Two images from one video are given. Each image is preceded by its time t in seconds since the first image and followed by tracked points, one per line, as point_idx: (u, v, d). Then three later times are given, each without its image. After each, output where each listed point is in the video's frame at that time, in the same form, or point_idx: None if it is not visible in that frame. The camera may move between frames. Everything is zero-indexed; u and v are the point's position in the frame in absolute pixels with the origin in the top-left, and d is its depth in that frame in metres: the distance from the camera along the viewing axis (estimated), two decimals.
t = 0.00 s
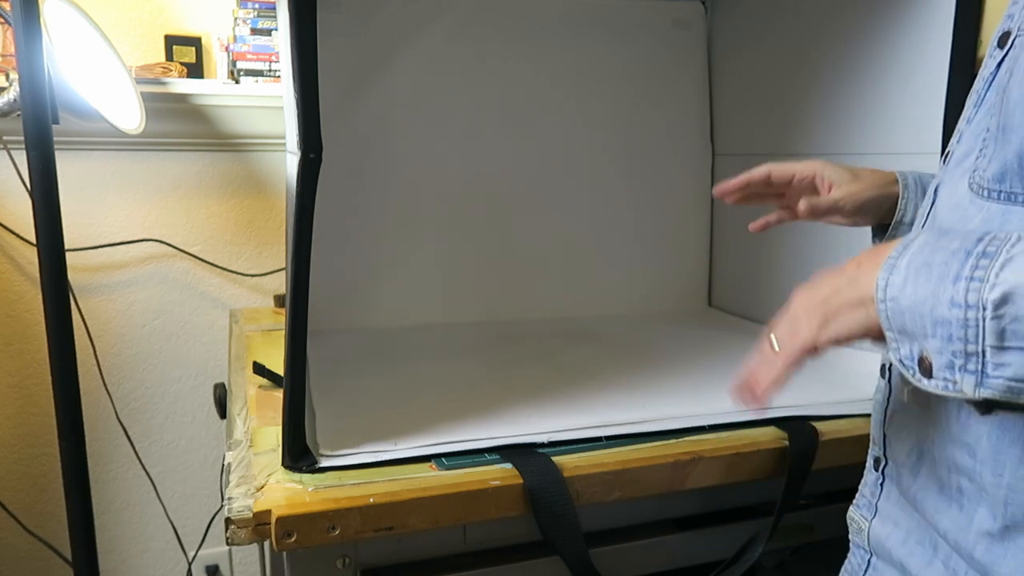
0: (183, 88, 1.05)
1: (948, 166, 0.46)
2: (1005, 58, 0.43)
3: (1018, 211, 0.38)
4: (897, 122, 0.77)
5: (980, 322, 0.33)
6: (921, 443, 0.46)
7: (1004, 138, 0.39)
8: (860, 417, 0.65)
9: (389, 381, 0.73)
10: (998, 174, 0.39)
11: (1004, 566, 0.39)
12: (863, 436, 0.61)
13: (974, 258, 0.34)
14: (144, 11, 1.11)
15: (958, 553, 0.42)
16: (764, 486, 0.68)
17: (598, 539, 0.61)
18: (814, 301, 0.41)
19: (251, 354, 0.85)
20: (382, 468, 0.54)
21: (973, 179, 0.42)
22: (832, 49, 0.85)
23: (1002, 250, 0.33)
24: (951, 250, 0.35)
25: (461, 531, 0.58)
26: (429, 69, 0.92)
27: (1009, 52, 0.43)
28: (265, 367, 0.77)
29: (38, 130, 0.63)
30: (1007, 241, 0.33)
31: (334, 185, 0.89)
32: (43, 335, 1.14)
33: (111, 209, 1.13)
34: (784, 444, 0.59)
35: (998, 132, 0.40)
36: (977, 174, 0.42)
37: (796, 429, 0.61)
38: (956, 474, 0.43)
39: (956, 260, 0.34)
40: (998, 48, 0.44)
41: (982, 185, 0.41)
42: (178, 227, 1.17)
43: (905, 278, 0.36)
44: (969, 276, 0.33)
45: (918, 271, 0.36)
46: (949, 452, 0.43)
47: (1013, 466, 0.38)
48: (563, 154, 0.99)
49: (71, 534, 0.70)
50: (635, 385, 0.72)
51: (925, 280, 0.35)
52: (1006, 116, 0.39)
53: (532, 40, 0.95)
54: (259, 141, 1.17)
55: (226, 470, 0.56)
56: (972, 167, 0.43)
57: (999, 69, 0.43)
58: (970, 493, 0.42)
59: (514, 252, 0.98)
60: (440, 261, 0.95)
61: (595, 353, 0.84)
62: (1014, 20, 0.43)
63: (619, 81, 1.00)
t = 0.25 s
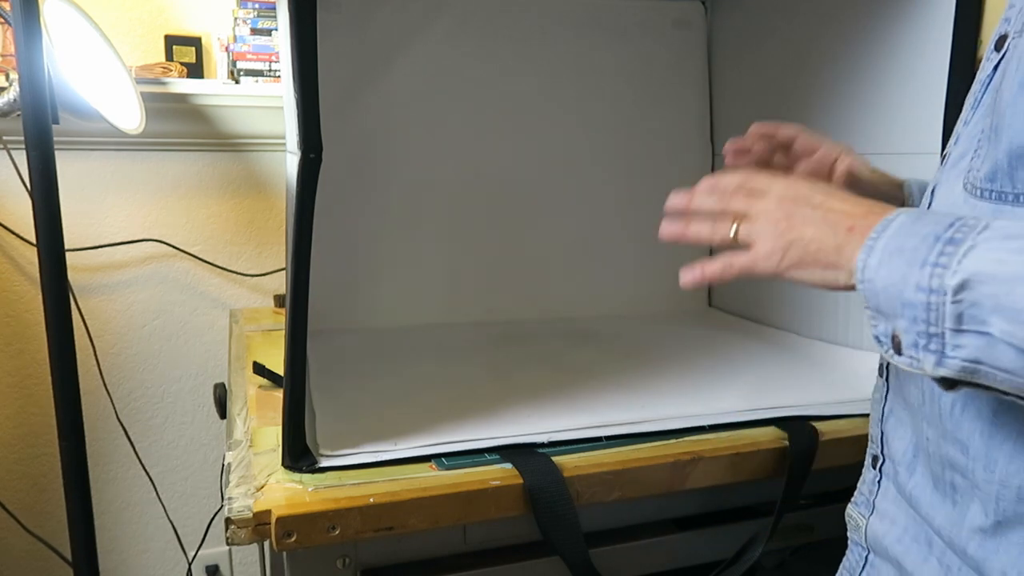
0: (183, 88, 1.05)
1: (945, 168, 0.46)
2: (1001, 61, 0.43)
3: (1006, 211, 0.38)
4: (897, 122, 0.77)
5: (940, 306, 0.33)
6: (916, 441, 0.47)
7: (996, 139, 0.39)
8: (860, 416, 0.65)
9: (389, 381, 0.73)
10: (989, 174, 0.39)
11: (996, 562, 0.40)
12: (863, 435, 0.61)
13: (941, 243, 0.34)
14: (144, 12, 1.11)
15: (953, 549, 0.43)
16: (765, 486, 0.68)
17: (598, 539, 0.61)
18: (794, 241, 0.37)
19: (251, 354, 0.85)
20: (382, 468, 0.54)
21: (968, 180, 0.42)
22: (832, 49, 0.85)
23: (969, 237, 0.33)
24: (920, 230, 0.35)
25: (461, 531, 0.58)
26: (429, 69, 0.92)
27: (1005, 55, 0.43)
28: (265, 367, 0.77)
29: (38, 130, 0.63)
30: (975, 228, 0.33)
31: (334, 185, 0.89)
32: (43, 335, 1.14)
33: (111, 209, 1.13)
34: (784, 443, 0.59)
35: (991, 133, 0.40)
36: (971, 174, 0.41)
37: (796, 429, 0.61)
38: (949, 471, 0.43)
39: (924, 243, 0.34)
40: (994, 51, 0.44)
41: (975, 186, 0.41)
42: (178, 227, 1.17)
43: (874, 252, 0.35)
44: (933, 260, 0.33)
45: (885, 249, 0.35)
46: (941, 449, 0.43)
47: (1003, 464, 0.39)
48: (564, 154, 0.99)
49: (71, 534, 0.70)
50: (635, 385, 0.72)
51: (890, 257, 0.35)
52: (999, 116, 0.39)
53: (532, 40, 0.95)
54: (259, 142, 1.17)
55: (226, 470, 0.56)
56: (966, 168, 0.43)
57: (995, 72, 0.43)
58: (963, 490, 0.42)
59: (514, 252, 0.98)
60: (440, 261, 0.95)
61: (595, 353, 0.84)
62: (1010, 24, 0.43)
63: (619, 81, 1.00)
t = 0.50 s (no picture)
0: (183, 88, 1.05)
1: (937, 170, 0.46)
2: (996, 65, 0.43)
3: (1004, 215, 0.39)
4: (897, 123, 0.77)
5: (951, 329, 0.35)
6: (912, 443, 0.47)
7: (994, 144, 0.40)
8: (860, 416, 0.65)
9: (389, 381, 0.73)
10: (986, 177, 0.40)
11: (995, 562, 0.40)
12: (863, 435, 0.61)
13: (947, 265, 0.35)
14: (144, 11, 1.11)
15: (950, 550, 0.43)
16: (764, 486, 0.68)
17: (598, 539, 0.61)
18: (807, 288, 0.41)
19: (251, 354, 0.85)
20: (382, 467, 0.54)
21: (962, 183, 0.42)
22: (832, 49, 0.85)
23: (971, 257, 0.35)
24: (926, 254, 0.36)
25: (461, 531, 0.58)
26: (429, 69, 0.92)
27: (1001, 60, 0.43)
28: (265, 367, 0.77)
29: (38, 129, 0.63)
30: (978, 246, 0.35)
31: (334, 185, 0.89)
32: (43, 334, 1.14)
33: (111, 209, 1.13)
34: (784, 444, 0.60)
35: (988, 137, 0.40)
36: (965, 178, 0.42)
37: (796, 429, 0.61)
38: (947, 473, 0.43)
39: (930, 267, 0.36)
40: (990, 56, 0.44)
41: (971, 189, 0.41)
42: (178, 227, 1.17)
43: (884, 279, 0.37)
44: (940, 283, 0.35)
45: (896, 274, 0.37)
46: (938, 451, 0.43)
47: (1002, 465, 0.39)
48: (563, 154, 0.99)
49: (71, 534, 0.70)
50: (635, 385, 0.72)
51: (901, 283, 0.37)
52: (996, 121, 0.40)
53: (532, 40, 0.96)
54: (259, 142, 1.17)
55: (226, 470, 0.56)
56: (961, 170, 0.43)
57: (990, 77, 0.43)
58: (962, 491, 0.42)
59: (514, 252, 0.98)
60: (440, 261, 0.95)
61: (595, 353, 0.84)
62: (1006, 29, 0.43)
63: (619, 81, 1.00)
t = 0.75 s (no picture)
0: (183, 88, 1.05)
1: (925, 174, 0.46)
2: (982, 69, 0.43)
3: (995, 217, 0.39)
4: (897, 123, 0.77)
5: (959, 338, 0.35)
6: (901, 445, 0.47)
7: (983, 147, 0.40)
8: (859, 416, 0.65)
9: (389, 381, 0.73)
10: (975, 181, 0.40)
11: (989, 562, 0.40)
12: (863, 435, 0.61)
13: (952, 275, 0.35)
14: (144, 11, 1.11)
15: (942, 552, 0.43)
16: (764, 486, 0.68)
17: (598, 540, 0.61)
18: (807, 300, 0.40)
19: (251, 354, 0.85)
20: (382, 467, 0.54)
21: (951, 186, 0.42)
22: (831, 49, 0.85)
23: (976, 266, 0.35)
24: (930, 264, 0.36)
25: (461, 531, 0.58)
26: (429, 69, 0.92)
27: (986, 64, 0.43)
28: (265, 367, 0.77)
29: (38, 129, 0.63)
30: (983, 255, 0.35)
31: (334, 185, 0.89)
32: (43, 334, 1.14)
33: (111, 209, 1.13)
34: (784, 444, 0.60)
35: (976, 140, 0.41)
36: (954, 181, 0.42)
37: (796, 429, 0.61)
38: (940, 475, 0.43)
39: (935, 277, 0.36)
40: (974, 59, 0.44)
41: (960, 192, 0.41)
42: (178, 227, 1.17)
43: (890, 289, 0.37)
44: (946, 294, 0.35)
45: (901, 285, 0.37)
46: (930, 453, 0.43)
47: (997, 467, 0.39)
48: (563, 154, 0.99)
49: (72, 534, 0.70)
50: (635, 385, 0.72)
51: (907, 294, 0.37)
52: (984, 124, 0.40)
53: (532, 40, 0.96)
54: (259, 142, 1.17)
55: (226, 470, 0.56)
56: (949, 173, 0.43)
57: (976, 81, 0.44)
58: (956, 493, 0.42)
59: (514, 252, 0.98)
60: (439, 261, 0.95)
61: (595, 353, 0.84)
62: (991, 33, 0.43)
63: (619, 81, 1.00)
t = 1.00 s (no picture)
0: (183, 88, 1.05)
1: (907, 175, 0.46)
2: (964, 71, 0.43)
3: (978, 217, 0.39)
4: (897, 123, 0.77)
5: (945, 341, 0.35)
6: (883, 444, 0.47)
7: (966, 148, 0.40)
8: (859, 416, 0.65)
9: (389, 381, 0.73)
10: (958, 181, 0.40)
11: (971, 560, 0.39)
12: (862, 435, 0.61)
13: (938, 277, 0.35)
14: (144, 11, 1.11)
15: (924, 550, 0.43)
16: (764, 486, 0.68)
17: (598, 539, 0.61)
18: (793, 302, 0.40)
19: (251, 354, 0.85)
20: (382, 467, 0.54)
21: (934, 186, 0.42)
22: (831, 49, 0.85)
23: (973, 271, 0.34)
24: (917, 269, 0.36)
25: (461, 531, 0.58)
26: (429, 69, 0.92)
27: (968, 66, 0.43)
28: (265, 367, 0.77)
29: (38, 130, 0.63)
30: (968, 258, 0.35)
31: (334, 185, 0.89)
32: (43, 334, 1.14)
33: (111, 209, 1.13)
34: (784, 444, 0.60)
35: (959, 140, 0.41)
36: (937, 181, 0.42)
37: (796, 429, 0.61)
38: (922, 473, 0.43)
39: (920, 280, 0.36)
40: (956, 62, 0.44)
41: (942, 192, 0.41)
42: (178, 227, 1.17)
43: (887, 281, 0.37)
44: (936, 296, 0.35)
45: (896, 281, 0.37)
46: (912, 451, 0.43)
47: (979, 465, 0.39)
48: (563, 154, 0.99)
49: (71, 534, 0.70)
50: (635, 385, 0.72)
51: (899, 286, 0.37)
52: (966, 125, 0.40)
53: (532, 40, 0.96)
54: (259, 142, 1.17)
55: (226, 470, 0.56)
56: (931, 174, 0.43)
57: (958, 83, 0.44)
58: (937, 490, 0.42)
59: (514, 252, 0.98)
60: (439, 261, 0.95)
61: (595, 353, 0.84)
62: (972, 35, 0.43)
63: (619, 81, 1.00)
